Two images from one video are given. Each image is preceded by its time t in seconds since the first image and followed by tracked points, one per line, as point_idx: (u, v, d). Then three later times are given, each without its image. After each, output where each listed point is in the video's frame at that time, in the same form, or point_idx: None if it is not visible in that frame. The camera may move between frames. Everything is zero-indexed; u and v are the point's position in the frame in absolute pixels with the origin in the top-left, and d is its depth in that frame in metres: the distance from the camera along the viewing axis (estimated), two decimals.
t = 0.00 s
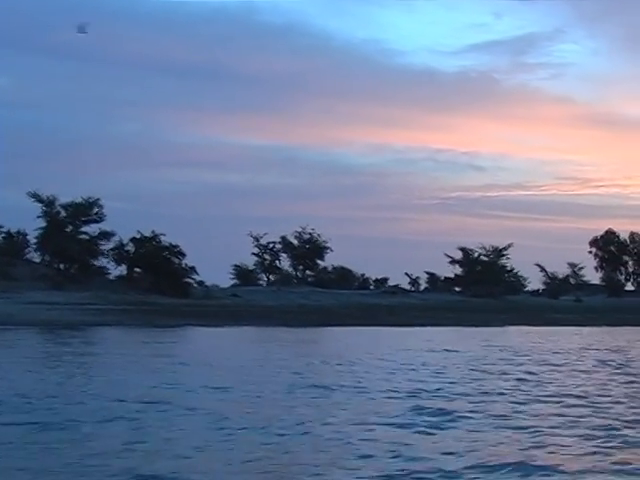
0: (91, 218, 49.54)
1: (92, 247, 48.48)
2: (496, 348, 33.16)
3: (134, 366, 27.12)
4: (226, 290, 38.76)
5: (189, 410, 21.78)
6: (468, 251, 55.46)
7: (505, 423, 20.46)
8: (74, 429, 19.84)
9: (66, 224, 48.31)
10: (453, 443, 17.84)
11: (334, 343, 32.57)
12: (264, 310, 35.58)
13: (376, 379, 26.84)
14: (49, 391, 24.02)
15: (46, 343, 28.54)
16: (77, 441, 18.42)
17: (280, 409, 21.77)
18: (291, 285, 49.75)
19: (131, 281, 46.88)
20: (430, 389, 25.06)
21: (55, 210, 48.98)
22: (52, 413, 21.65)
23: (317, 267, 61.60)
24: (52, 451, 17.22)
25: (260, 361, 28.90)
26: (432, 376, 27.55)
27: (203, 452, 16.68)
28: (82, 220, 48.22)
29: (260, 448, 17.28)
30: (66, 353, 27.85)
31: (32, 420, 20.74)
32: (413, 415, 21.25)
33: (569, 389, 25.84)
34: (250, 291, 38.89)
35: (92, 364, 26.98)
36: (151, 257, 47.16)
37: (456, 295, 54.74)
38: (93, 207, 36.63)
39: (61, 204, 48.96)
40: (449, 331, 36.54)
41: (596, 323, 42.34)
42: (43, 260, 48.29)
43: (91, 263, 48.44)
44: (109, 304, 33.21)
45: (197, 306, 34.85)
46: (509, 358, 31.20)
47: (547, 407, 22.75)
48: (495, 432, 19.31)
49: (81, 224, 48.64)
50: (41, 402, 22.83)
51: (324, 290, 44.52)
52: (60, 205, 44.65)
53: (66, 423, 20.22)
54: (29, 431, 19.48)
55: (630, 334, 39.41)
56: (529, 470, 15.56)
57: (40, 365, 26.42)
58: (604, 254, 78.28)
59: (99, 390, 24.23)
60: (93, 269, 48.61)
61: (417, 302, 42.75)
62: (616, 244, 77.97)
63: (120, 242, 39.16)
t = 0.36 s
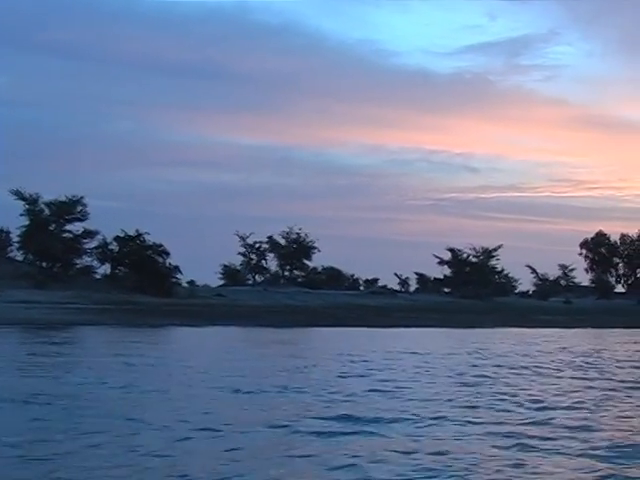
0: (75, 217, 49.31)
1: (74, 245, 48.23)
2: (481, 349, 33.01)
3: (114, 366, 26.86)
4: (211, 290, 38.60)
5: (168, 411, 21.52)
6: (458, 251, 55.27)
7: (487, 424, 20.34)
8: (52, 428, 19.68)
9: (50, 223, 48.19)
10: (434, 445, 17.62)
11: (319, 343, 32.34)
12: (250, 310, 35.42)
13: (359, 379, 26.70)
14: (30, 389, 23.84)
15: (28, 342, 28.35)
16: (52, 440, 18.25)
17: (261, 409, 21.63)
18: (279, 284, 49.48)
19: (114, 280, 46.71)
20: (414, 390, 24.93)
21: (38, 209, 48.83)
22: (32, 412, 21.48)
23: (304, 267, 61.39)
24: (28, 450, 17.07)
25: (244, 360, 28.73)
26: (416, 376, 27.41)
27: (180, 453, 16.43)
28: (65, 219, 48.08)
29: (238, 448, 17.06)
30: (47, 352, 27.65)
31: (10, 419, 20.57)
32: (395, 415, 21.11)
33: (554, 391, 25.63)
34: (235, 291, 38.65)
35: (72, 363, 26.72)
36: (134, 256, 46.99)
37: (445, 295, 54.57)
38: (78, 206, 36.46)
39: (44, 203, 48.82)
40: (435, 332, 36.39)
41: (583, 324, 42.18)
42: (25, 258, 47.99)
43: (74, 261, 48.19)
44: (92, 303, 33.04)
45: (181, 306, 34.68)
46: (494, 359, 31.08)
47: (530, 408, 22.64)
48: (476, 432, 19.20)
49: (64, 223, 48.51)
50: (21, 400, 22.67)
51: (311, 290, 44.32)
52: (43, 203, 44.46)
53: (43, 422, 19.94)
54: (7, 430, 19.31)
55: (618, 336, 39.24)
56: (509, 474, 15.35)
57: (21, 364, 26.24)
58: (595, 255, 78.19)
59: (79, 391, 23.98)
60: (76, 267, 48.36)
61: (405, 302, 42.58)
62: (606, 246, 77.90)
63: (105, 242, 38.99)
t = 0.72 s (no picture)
0: (58, 214, 49.13)
1: (57, 242, 48.03)
2: (467, 347, 32.75)
3: (94, 360, 26.55)
4: (197, 287, 38.33)
5: (146, 406, 21.20)
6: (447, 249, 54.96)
7: (469, 419, 20.09)
8: (26, 420, 19.38)
9: (32, 220, 47.96)
10: (414, 441, 17.31)
11: (304, 340, 32.05)
12: (235, 308, 35.14)
13: (343, 376, 26.43)
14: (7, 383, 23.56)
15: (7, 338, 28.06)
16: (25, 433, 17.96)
17: (241, 406, 21.35)
18: (266, 282, 49.16)
19: (98, 277, 46.43)
20: (397, 387, 24.67)
21: (20, 206, 48.61)
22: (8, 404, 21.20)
23: (292, 264, 61.10)
24: None
25: (226, 357, 28.46)
26: (401, 373, 27.17)
27: (152, 448, 16.17)
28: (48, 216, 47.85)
29: (213, 443, 16.74)
30: (26, 347, 27.37)
31: None
32: (376, 410, 20.84)
33: (538, 387, 25.38)
34: (220, 289, 38.36)
35: (51, 358, 26.39)
36: (118, 253, 46.72)
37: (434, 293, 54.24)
38: (61, 202, 36.21)
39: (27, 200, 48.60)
40: (423, 330, 36.07)
41: (572, 322, 41.92)
42: (7, 255, 47.78)
43: (56, 258, 47.96)
44: (74, 301, 32.77)
45: (164, 303, 34.40)
46: (481, 356, 30.81)
47: (514, 404, 22.38)
48: (457, 427, 18.93)
49: (47, 220, 48.29)
50: None
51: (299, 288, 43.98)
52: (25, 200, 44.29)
53: (16, 416, 19.66)
54: None
55: (606, 334, 38.99)
56: (488, 469, 15.05)
57: None
58: (586, 253, 77.90)
59: (56, 382, 23.63)
60: (58, 265, 48.14)
61: (393, 300, 42.28)
62: (597, 244, 77.65)
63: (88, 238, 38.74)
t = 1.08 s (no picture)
0: (43, 211, 49.04)
1: (42, 239, 47.93)
2: (455, 345, 32.56)
3: (72, 357, 26.39)
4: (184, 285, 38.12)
5: (121, 403, 20.99)
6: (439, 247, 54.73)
7: (452, 418, 19.90)
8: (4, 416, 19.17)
9: (17, 216, 47.77)
10: (389, 440, 17.10)
11: (288, 338, 31.87)
12: (222, 306, 34.92)
13: (328, 374, 26.23)
14: None
15: None
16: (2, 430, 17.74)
17: (222, 405, 21.14)
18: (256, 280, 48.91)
19: (83, 274, 46.21)
20: (382, 385, 24.47)
21: (5, 202, 48.42)
22: None
23: (281, 261, 60.85)
24: None
25: (211, 355, 28.23)
26: (388, 371, 26.97)
27: (128, 447, 15.96)
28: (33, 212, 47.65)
29: (185, 442, 16.53)
30: (9, 345, 27.14)
31: None
32: (360, 410, 20.64)
33: (525, 386, 25.19)
34: (206, 285, 38.18)
35: (29, 355, 26.23)
36: (104, 250, 46.49)
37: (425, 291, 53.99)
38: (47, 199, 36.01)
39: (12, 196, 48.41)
40: (412, 328, 35.87)
41: (562, 321, 41.74)
42: None
43: (41, 255, 47.76)
44: (59, 298, 32.56)
45: (150, 301, 34.18)
46: (469, 355, 30.63)
47: (499, 403, 22.19)
48: (439, 425, 18.74)
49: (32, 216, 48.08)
50: None
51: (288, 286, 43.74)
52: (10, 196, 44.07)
53: None
54: None
55: (595, 333, 38.79)
56: (462, 468, 14.82)
57: None
58: (578, 251, 77.66)
59: (33, 379, 23.46)
60: (43, 262, 48.04)
61: (382, 298, 42.06)
62: (590, 242, 77.42)
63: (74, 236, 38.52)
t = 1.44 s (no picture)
0: (31, 203, 48.80)
1: (30, 231, 47.65)
2: (446, 339, 32.29)
3: (55, 350, 26.10)
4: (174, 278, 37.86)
5: (105, 396, 20.72)
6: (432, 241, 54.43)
7: (440, 407, 19.62)
8: None
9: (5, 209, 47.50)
10: (374, 431, 16.78)
11: (277, 330, 31.54)
12: (211, 299, 34.66)
13: (317, 367, 25.95)
14: None
15: None
16: None
17: (207, 397, 20.86)
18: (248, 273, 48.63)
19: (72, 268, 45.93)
20: (371, 377, 24.19)
21: None
22: None
23: (272, 255, 60.55)
24: None
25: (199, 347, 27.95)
26: (377, 364, 26.70)
27: (109, 439, 15.68)
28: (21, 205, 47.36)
29: (166, 434, 16.24)
30: None
31: None
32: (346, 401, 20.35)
33: (515, 378, 24.92)
34: (195, 278, 37.89)
35: (13, 348, 25.92)
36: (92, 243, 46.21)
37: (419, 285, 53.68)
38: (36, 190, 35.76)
39: None
40: (404, 322, 35.59)
41: (555, 315, 41.47)
42: None
43: (30, 248, 47.49)
44: (46, 291, 32.28)
45: (139, 293, 33.90)
46: (460, 348, 30.36)
47: (488, 393, 21.92)
48: (426, 415, 18.46)
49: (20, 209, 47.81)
50: None
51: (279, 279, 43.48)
52: None
53: None
54: None
55: (587, 326, 38.52)
56: (447, 456, 14.51)
57: None
58: (574, 246, 77.33)
59: (12, 372, 23.14)
60: (31, 254, 47.80)
61: (374, 292, 41.78)
62: (585, 237, 77.08)
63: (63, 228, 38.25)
